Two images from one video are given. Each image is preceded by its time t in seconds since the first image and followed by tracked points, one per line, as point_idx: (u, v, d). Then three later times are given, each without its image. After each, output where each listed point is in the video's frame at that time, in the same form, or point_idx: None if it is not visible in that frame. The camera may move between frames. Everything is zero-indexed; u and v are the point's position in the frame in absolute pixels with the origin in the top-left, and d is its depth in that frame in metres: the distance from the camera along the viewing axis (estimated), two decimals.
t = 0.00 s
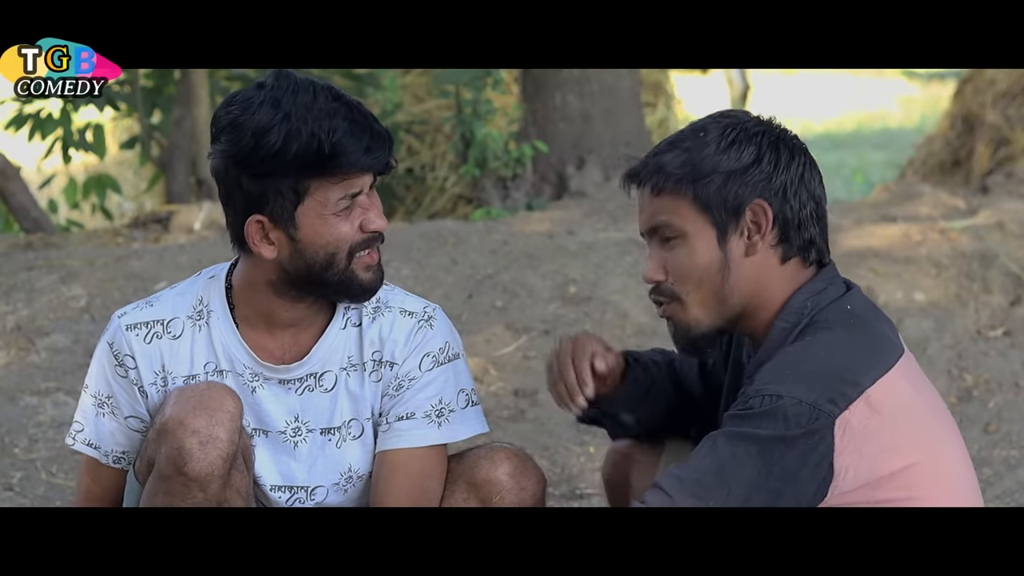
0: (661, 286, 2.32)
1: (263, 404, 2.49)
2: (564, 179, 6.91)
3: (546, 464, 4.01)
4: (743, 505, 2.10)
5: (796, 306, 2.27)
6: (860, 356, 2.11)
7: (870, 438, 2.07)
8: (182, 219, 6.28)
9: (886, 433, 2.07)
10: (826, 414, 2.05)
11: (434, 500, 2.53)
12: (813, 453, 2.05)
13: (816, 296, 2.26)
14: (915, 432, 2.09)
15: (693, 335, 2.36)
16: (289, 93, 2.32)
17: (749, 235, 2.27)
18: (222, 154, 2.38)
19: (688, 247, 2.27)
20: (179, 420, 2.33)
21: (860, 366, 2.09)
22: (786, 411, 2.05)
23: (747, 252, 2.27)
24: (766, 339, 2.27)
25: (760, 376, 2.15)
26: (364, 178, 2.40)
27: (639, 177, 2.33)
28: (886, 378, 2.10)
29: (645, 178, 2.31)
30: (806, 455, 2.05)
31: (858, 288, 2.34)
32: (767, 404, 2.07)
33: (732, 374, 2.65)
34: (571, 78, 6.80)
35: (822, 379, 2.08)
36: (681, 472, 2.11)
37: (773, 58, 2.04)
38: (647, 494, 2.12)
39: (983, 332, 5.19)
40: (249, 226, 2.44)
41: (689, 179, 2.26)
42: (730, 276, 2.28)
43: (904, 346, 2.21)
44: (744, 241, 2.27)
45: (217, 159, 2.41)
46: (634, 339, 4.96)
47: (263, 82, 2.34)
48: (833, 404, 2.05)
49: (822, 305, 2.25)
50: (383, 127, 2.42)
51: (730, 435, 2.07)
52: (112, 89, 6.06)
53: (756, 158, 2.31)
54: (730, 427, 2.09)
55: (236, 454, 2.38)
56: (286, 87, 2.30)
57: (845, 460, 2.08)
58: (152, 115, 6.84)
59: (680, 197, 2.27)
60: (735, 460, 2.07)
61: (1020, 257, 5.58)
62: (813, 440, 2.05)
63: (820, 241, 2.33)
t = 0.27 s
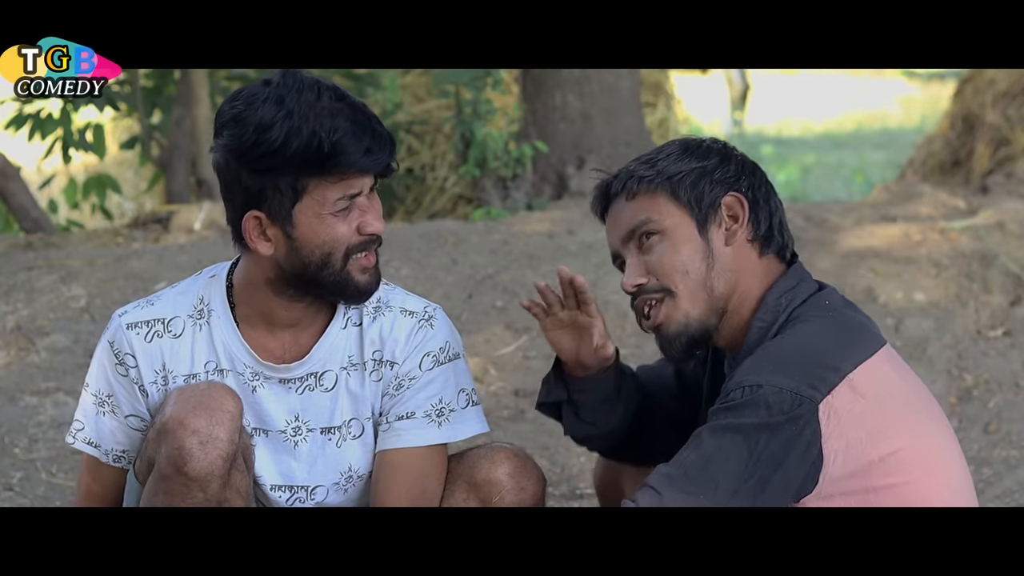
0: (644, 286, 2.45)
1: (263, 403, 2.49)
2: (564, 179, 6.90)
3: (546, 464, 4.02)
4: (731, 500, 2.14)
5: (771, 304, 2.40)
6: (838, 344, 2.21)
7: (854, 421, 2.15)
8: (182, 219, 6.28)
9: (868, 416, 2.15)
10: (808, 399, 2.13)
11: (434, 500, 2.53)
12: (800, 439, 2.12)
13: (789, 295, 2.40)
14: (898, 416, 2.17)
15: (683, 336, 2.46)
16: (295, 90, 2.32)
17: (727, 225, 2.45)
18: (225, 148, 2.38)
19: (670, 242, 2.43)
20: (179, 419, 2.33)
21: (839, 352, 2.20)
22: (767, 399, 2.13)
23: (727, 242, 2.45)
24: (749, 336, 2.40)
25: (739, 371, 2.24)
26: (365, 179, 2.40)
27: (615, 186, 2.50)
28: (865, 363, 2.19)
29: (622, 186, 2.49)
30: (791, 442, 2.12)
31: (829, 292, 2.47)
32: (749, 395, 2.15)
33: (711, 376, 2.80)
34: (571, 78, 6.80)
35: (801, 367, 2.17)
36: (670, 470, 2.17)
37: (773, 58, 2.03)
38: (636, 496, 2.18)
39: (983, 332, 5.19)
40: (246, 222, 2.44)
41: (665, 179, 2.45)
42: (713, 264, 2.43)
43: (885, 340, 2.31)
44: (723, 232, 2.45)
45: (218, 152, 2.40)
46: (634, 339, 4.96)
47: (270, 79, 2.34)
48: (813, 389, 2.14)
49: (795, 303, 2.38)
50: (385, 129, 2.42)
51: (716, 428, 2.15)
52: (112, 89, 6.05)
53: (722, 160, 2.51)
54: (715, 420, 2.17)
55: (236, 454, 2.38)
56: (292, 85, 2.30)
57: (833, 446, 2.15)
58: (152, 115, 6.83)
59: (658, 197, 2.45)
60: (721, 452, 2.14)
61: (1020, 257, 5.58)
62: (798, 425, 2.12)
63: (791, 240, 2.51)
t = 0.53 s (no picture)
0: (639, 266, 2.45)
1: (264, 402, 2.49)
2: (564, 179, 6.90)
3: (546, 465, 4.02)
4: (724, 498, 2.16)
5: (757, 299, 2.42)
6: (825, 337, 2.24)
7: (844, 412, 2.17)
8: (182, 219, 6.28)
9: (858, 408, 2.17)
10: (798, 393, 2.15)
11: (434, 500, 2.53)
12: (790, 432, 2.14)
13: (778, 287, 2.42)
14: (887, 406, 2.20)
15: (667, 319, 2.47)
16: (296, 87, 2.32)
17: (730, 218, 2.45)
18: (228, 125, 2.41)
19: (671, 225, 2.43)
20: (179, 419, 2.33)
21: (826, 344, 2.22)
22: (756, 394, 2.16)
23: (728, 235, 2.45)
24: (736, 330, 2.42)
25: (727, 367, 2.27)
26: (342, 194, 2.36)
27: (626, 161, 2.50)
28: (854, 355, 2.22)
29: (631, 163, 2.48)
30: (782, 435, 2.14)
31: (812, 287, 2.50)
32: (737, 391, 2.18)
33: (697, 381, 2.82)
34: (571, 78, 6.80)
35: (790, 361, 2.20)
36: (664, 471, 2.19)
37: (775, 58, 2.03)
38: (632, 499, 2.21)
39: (983, 332, 5.19)
40: (228, 198, 2.48)
41: (676, 162, 2.44)
42: (712, 255, 2.44)
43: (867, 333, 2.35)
44: (726, 224, 2.45)
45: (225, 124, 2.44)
46: (634, 339, 4.96)
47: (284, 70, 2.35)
48: (802, 381, 2.17)
49: (783, 296, 2.40)
50: (379, 150, 2.36)
51: (707, 426, 2.18)
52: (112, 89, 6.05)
53: (735, 154, 2.51)
54: (704, 419, 2.20)
55: (236, 454, 2.38)
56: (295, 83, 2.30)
57: (823, 439, 2.17)
58: (152, 115, 6.83)
59: (667, 179, 2.44)
60: (712, 449, 2.17)
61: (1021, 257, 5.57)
62: (787, 418, 2.14)
63: (788, 243, 2.51)
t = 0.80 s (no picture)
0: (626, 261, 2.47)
1: (266, 401, 2.49)
2: (564, 179, 6.90)
3: (546, 465, 4.02)
4: (722, 497, 2.17)
5: (752, 297, 2.42)
6: (818, 334, 2.24)
7: (839, 409, 2.17)
8: (182, 219, 6.29)
9: (851, 404, 2.18)
10: (791, 390, 2.16)
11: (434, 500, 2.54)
12: (784, 429, 2.15)
13: (771, 287, 2.43)
14: (881, 403, 2.20)
15: (652, 316, 2.46)
16: (302, 85, 2.34)
17: (727, 216, 2.47)
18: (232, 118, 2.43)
19: (668, 220, 2.44)
20: (180, 418, 2.33)
21: (820, 341, 2.22)
22: (749, 391, 2.17)
23: (722, 233, 2.46)
24: (730, 328, 2.42)
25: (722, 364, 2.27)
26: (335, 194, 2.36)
27: (627, 156, 2.51)
28: (847, 351, 2.22)
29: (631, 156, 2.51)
30: (777, 432, 2.15)
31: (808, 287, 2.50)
32: (729, 390, 2.19)
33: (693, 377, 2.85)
34: (571, 79, 6.81)
35: (783, 358, 2.20)
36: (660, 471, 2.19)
37: (774, 59, 2.03)
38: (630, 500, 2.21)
39: (983, 332, 5.19)
40: (225, 192, 2.49)
41: (676, 158, 2.45)
42: (705, 254, 2.45)
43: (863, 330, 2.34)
44: (721, 222, 2.46)
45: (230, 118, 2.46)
46: (634, 339, 4.96)
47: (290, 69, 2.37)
48: (795, 378, 2.17)
49: (776, 295, 2.41)
50: (376, 154, 2.37)
51: (702, 425, 2.18)
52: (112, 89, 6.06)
53: (736, 155, 2.52)
54: (700, 418, 2.21)
55: (236, 454, 2.38)
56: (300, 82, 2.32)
57: (818, 437, 2.17)
58: (152, 115, 6.84)
59: (666, 174, 2.46)
60: (709, 449, 2.17)
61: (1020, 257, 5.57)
62: (781, 415, 2.15)
63: (785, 246, 2.52)
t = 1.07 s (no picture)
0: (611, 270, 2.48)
1: (265, 396, 2.49)
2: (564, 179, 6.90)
3: (546, 465, 4.02)
4: (713, 492, 2.15)
5: (731, 296, 2.41)
6: (800, 326, 2.25)
7: (825, 399, 2.17)
8: (182, 219, 6.28)
9: (837, 394, 2.18)
10: (777, 381, 2.16)
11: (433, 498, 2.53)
12: (772, 420, 2.14)
13: (750, 284, 2.42)
14: (866, 392, 2.20)
15: (640, 321, 2.49)
16: (320, 84, 2.30)
17: (694, 218, 2.46)
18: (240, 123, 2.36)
19: (636, 229, 2.45)
20: (182, 419, 2.33)
21: (803, 333, 2.23)
22: (735, 385, 2.16)
23: (692, 235, 2.46)
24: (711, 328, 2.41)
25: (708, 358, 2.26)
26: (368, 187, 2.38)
27: (588, 176, 2.54)
28: (830, 341, 2.23)
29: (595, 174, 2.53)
30: (765, 424, 2.14)
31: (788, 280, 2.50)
32: (713, 386, 2.18)
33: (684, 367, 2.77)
34: (571, 79, 6.80)
35: (767, 351, 2.20)
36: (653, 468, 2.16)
37: (773, 58, 2.03)
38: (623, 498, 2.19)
39: (983, 331, 5.19)
40: (243, 198, 2.44)
41: (636, 170, 2.46)
42: (678, 257, 2.45)
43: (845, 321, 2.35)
44: (689, 224, 2.46)
45: (233, 122, 2.39)
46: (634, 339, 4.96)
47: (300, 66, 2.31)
48: (780, 370, 2.17)
49: (755, 293, 2.40)
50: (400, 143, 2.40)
51: (690, 422, 2.17)
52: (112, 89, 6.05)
53: (695, 158, 2.52)
54: (687, 415, 2.19)
55: (237, 456, 2.38)
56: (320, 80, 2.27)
57: (805, 427, 2.16)
58: (152, 115, 6.83)
59: (628, 186, 2.47)
60: (696, 444, 2.15)
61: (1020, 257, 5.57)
62: (769, 407, 2.14)
63: (756, 240, 2.52)
